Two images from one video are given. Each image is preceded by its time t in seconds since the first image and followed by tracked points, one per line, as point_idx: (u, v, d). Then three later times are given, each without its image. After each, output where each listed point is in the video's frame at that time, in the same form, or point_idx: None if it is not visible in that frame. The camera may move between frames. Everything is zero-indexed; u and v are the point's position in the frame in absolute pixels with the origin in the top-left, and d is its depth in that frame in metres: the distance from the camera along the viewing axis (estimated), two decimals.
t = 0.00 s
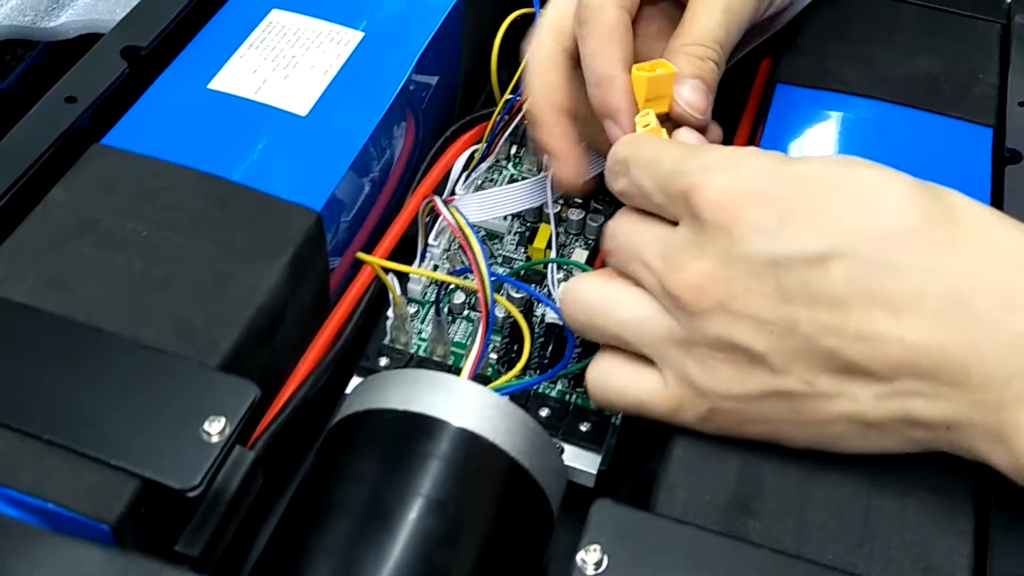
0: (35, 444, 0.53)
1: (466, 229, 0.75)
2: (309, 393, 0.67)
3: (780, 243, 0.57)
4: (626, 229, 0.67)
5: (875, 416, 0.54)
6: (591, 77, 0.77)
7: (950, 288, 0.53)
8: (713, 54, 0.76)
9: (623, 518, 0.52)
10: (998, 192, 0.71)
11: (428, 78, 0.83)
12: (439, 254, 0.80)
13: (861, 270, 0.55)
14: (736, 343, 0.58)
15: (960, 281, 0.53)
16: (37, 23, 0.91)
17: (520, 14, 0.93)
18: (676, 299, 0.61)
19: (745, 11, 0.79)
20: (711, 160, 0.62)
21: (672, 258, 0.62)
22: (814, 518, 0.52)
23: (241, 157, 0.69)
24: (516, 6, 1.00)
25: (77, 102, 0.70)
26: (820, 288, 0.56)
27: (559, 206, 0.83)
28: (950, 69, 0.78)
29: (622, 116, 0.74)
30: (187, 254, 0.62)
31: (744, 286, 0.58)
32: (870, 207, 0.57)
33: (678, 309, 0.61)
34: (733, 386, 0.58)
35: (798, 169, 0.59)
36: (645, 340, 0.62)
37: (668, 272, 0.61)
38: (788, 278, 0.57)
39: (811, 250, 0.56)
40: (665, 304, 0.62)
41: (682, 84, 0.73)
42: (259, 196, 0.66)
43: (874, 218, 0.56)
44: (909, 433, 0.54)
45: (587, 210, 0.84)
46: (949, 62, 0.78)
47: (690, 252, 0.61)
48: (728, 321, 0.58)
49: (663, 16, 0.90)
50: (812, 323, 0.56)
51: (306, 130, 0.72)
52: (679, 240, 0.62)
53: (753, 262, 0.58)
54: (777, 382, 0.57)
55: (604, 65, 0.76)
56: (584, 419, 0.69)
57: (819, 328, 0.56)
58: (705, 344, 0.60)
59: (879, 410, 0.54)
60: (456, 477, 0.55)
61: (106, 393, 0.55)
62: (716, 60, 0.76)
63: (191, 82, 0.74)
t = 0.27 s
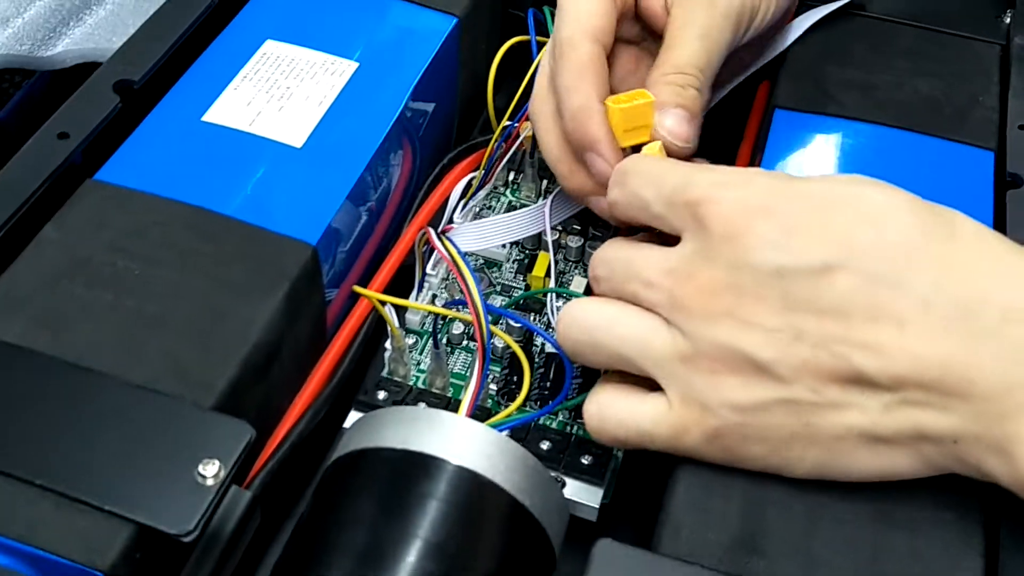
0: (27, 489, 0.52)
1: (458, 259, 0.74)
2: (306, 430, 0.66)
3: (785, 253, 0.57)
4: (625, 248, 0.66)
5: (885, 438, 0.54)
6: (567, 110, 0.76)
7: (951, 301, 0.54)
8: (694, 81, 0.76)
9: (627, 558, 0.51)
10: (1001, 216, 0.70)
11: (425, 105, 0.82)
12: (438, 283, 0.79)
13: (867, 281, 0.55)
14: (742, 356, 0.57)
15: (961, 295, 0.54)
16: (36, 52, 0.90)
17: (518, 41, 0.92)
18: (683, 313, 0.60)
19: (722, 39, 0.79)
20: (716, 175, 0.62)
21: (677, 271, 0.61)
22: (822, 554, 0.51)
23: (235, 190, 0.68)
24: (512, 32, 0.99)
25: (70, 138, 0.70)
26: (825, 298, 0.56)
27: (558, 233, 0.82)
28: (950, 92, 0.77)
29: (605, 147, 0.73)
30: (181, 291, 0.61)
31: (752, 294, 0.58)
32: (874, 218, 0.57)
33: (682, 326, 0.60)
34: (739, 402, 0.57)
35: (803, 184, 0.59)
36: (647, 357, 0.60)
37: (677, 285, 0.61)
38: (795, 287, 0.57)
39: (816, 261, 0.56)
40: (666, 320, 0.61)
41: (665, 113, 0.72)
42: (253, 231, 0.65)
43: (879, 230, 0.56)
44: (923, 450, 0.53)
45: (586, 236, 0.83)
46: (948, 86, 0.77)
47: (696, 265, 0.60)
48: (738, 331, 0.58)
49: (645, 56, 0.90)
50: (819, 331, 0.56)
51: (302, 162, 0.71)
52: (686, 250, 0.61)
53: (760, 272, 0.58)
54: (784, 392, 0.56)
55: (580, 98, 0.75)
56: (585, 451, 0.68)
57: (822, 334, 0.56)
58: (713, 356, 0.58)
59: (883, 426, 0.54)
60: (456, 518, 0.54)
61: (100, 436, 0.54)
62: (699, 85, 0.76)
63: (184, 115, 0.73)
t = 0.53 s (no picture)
0: (24, 518, 0.50)
1: (471, 273, 0.73)
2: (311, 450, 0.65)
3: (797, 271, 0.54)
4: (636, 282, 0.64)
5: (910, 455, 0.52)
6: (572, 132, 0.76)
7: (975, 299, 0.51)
8: (709, 79, 0.75)
9: None
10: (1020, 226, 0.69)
11: (430, 114, 0.80)
12: (444, 297, 0.77)
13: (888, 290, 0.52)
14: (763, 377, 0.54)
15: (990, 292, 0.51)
16: (31, 56, 0.86)
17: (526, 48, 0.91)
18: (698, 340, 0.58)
19: (736, 34, 0.77)
20: (716, 197, 0.59)
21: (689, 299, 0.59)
22: None
23: (236, 204, 0.67)
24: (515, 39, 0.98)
25: (67, 152, 0.68)
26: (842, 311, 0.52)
27: (566, 244, 0.81)
28: (966, 100, 0.75)
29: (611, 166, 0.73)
30: (181, 310, 0.60)
31: (768, 313, 0.55)
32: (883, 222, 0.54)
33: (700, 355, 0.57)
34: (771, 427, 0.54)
35: (809, 194, 0.56)
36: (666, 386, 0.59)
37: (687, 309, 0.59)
38: (810, 303, 0.53)
39: (832, 270, 0.53)
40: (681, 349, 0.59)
41: (682, 119, 0.71)
42: (256, 247, 0.64)
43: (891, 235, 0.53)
44: (966, 456, 0.51)
45: (595, 248, 0.81)
46: (964, 93, 0.76)
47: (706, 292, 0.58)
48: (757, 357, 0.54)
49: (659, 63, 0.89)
50: (844, 350, 0.52)
51: (305, 174, 0.69)
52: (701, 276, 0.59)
53: (776, 291, 0.54)
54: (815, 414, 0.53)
55: (580, 124, 0.76)
56: (597, 471, 0.67)
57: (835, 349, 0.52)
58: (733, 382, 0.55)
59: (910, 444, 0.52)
60: (468, 545, 0.52)
61: (98, 463, 0.52)
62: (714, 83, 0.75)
63: (184, 128, 0.71)
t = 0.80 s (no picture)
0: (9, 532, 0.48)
1: (466, 273, 0.70)
2: (308, 457, 0.63)
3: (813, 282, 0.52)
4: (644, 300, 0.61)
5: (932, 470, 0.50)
6: (591, 143, 0.73)
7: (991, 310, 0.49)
8: (711, 89, 0.73)
9: None
10: None
11: (428, 109, 0.78)
12: (444, 297, 0.75)
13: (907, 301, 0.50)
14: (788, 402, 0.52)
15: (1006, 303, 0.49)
16: (20, 50, 0.84)
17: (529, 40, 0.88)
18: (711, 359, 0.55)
19: (736, 43, 0.76)
20: (723, 208, 0.58)
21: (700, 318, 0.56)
22: None
23: (230, 203, 0.64)
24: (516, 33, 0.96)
25: (54, 149, 0.66)
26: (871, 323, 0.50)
27: (570, 243, 0.79)
28: (980, 94, 0.73)
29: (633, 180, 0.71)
30: (173, 313, 0.58)
31: (789, 330, 0.53)
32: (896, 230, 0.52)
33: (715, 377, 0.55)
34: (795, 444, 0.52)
35: (819, 202, 0.55)
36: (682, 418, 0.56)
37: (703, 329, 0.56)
38: (832, 318, 0.51)
39: (853, 280, 0.51)
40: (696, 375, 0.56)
41: (687, 124, 0.69)
42: (250, 247, 0.61)
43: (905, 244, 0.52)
44: (990, 471, 0.49)
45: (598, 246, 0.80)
46: (978, 87, 0.74)
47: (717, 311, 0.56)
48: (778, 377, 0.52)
49: (659, 57, 0.86)
50: (869, 366, 0.50)
51: (300, 171, 0.67)
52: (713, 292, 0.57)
53: (794, 306, 0.52)
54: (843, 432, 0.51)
55: (604, 133, 0.72)
56: (603, 478, 0.65)
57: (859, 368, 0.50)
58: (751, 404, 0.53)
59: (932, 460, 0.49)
60: (471, 558, 0.50)
61: (86, 474, 0.50)
62: (715, 93, 0.73)
63: (175, 124, 0.69)
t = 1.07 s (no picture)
0: None
1: (455, 276, 0.69)
2: (302, 461, 0.62)
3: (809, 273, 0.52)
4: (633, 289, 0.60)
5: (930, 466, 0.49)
6: (578, 157, 0.73)
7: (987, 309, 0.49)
8: (699, 99, 0.72)
9: None
10: None
11: (423, 106, 0.77)
12: (438, 297, 0.75)
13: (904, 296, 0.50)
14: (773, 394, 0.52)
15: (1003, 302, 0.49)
16: (9, 47, 0.83)
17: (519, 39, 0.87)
18: (699, 350, 0.54)
19: (723, 51, 0.76)
20: (718, 198, 0.57)
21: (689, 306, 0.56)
22: None
23: (222, 204, 0.63)
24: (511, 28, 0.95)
25: (43, 150, 0.65)
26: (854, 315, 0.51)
27: (566, 241, 0.79)
28: (980, 89, 0.72)
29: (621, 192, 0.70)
30: (165, 316, 0.57)
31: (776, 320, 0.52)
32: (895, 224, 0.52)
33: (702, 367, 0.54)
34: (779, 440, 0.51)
35: (820, 197, 0.54)
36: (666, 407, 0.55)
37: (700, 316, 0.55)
38: (824, 309, 0.51)
39: (848, 273, 0.51)
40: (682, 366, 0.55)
41: (671, 138, 0.69)
42: (243, 247, 0.61)
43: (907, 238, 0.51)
44: (979, 477, 0.49)
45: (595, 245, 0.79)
46: (977, 82, 0.73)
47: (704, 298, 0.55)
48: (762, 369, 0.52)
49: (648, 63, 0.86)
50: (856, 359, 0.50)
51: (293, 171, 0.66)
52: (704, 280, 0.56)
53: (785, 295, 0.52)
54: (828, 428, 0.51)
55: (590, 145, 0.72)
56: (601, 480, 0.64)
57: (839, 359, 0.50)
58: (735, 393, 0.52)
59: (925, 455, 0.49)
60: (468, 565, 0.50)
61: (77, 481, 0.49)
62: (704, 104, 0.73)
63: (166, 123, 0.68)
